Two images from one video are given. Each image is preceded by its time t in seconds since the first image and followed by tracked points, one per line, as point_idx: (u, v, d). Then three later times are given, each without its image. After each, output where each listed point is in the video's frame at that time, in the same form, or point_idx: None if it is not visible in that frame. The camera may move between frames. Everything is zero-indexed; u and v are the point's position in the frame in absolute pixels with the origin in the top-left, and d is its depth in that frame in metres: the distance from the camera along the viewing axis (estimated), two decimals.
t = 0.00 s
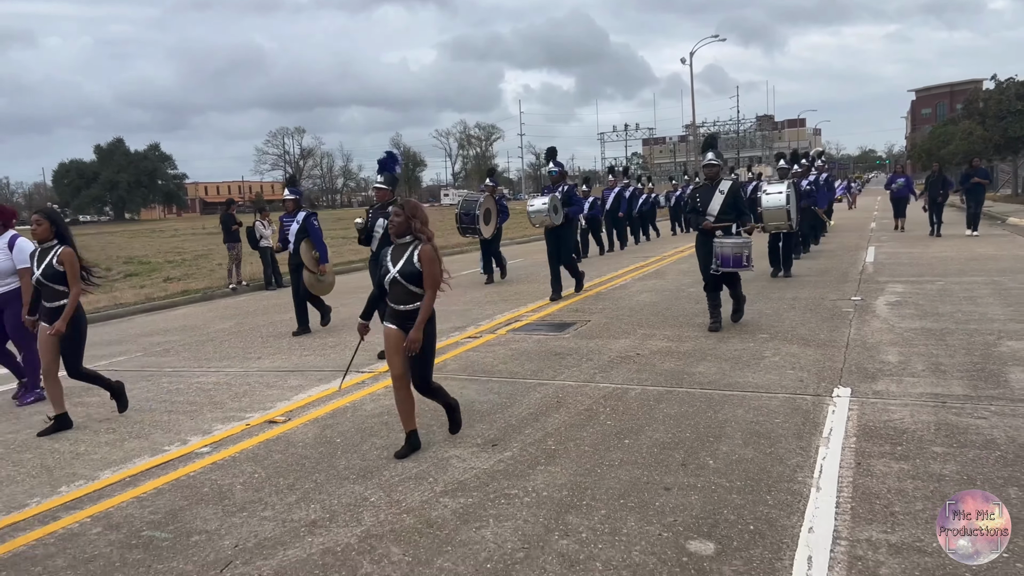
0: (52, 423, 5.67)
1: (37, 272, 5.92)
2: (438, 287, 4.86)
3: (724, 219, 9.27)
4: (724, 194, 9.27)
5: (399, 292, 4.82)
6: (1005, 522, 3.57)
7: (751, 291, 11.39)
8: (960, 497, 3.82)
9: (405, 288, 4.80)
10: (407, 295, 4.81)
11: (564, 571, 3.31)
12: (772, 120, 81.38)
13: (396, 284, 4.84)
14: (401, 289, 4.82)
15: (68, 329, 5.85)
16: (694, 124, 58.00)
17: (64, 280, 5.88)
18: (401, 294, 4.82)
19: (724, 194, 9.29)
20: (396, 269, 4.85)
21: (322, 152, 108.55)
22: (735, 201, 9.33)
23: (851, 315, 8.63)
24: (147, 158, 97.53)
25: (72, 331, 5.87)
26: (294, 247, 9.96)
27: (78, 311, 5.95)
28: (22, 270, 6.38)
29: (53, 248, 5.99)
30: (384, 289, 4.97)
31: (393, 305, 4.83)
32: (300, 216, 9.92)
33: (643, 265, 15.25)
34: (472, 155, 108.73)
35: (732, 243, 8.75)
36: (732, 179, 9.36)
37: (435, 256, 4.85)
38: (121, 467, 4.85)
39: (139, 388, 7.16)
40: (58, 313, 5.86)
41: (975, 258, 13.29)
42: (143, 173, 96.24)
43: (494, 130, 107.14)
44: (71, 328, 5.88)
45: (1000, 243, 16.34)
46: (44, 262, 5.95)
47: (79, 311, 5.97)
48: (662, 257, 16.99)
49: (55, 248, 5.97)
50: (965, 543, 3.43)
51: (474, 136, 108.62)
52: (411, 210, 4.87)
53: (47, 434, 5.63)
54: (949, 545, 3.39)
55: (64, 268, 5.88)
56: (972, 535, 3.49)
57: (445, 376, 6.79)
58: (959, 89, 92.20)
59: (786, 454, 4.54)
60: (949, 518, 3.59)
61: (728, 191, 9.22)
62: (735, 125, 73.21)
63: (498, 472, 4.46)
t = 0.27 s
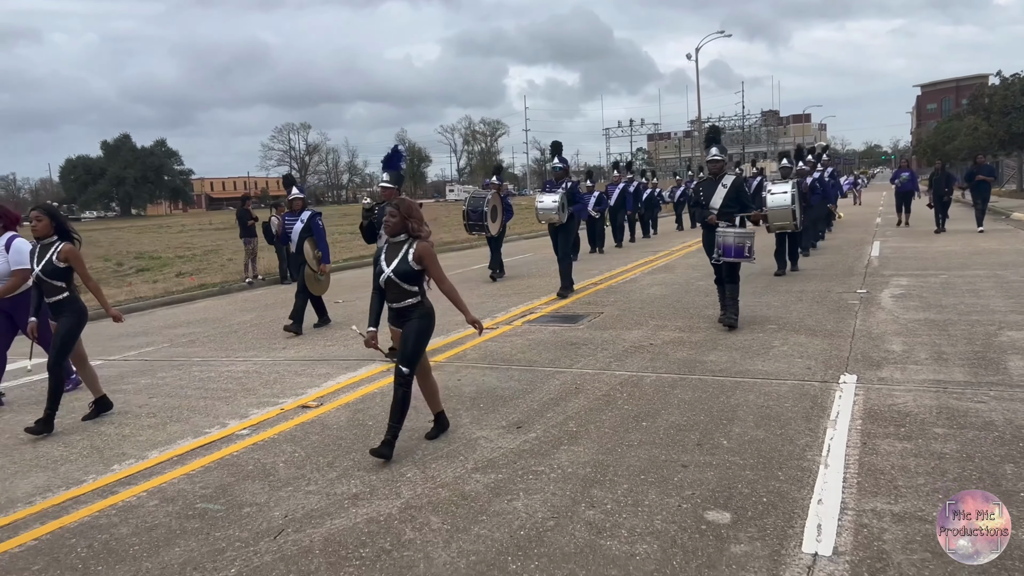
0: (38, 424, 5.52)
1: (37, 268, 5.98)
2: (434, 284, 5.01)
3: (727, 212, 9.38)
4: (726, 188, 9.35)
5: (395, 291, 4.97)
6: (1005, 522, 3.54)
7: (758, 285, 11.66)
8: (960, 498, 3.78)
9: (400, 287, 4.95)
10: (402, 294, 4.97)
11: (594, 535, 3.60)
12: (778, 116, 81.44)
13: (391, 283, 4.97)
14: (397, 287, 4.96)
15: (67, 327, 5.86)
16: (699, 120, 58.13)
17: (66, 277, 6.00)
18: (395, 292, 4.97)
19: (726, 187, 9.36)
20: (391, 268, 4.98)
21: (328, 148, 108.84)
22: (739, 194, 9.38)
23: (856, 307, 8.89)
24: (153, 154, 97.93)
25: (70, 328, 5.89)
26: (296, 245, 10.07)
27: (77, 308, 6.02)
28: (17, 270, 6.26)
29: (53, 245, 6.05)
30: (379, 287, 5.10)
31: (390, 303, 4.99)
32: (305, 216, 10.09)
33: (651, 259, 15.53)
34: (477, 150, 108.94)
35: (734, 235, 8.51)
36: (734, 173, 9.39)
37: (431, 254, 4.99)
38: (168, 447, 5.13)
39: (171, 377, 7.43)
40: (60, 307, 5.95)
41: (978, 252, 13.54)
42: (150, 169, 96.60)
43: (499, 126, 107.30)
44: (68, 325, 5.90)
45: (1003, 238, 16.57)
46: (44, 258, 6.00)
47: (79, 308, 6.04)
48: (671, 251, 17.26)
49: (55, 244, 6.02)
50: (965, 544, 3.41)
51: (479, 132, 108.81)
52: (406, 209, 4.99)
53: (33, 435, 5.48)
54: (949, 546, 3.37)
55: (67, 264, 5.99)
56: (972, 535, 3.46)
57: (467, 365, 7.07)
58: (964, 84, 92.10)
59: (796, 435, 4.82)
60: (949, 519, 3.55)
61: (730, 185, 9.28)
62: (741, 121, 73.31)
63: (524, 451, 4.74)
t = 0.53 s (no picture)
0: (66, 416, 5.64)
1: (45, 263, 5.98)
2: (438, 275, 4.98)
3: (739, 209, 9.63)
4: (740, 184, 9.56)
5: (399, 280, 4.97)
6: (1005, 522, 3.48)
7: (770, 278, 11.91)
8: (959, 497, 3.73)
9: (404, 276, 4.95)
10: (407, 283, 4.96)
11: (627, 502, 3.88)
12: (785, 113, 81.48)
13: (396, 272, 4.97)
14: (401, 277, 4.96)
15: (71, 321, 5.81)
16: (706, 116, 58.29)
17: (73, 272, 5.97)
18: (399, 282, 4.97)
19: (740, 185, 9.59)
20: (395, 257, 4.97)
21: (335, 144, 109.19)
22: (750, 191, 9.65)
23: (868, 299, 9.13)
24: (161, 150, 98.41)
25: (75, 323, 5.83)
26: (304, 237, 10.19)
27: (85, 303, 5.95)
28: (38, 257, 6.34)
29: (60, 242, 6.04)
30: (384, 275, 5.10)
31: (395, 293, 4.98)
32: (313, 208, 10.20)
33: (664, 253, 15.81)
34: (484, 147, 109.17)
35: (744, 238, 8.33)
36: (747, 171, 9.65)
37: (435, 245, 4.97)
38: (218, 424, 5.42)
39: (208, 362, 7.73)
40: (65, 301, 5.91)
41: (987, 247, 13.77)
42: (158, 165, 97.07)
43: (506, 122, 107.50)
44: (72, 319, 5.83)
45: (1012, 233, 16.78)
46: (52, 253, 6.00)
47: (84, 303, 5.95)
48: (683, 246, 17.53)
49: (65, 239, 6.02)
50: (964, 543, 3.35)
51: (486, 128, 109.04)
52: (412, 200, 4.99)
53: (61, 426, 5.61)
54: (948, 545, 3.32)
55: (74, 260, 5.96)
56: (972, 535, 3.41)
57: (494, 352, 7.35)
58: (973, 81, 91.98)
59: (814, 414, 5.08)
60: (949, 518, 3.50)
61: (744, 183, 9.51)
62: (748, 117, 73.39)
63: (556, 429, 5.02)
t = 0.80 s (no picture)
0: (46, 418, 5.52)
1: (57, 264, 5.99)
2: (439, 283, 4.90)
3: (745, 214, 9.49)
4: (747, 187, 9.49)
5: (403, 288, 4.94)
6: (1005, 522, 3.54)
7: (780, 277, 12.24)
8: (960, 498, 3.78)
9: (407, 284, 4.91)
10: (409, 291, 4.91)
11: (655, 480, 4.21)
12: (790, 112, 81.73)
13: (400, 280, 4.95)
14: (404, 285, 4.93)
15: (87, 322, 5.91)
16: (711, 116, 58.54)
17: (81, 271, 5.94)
18: (403, 289, 4.95)
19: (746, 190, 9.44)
20: (400, 265, 4.95)
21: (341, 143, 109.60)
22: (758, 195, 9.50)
23: (875, 297, 9.43)
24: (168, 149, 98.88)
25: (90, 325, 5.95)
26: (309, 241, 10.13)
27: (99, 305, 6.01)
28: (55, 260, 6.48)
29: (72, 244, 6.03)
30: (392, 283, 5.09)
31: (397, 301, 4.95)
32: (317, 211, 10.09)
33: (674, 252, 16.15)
34: (490, 146, 109.51)
35: (751, 248, 8.38)
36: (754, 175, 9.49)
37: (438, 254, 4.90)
38: (265, 411, 5.78)
39: (242, 355, 8.08)
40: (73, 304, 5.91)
41: (990, 247, 14.08)
42: (165, 164, 97.58)
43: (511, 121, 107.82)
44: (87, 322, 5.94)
45: (1015, 233, 17.09)
46: (64, 254, 6.01)
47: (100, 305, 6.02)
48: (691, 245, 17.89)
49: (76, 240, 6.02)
50: (964, 543, 3.41)
51: (491, 127, 109.35)
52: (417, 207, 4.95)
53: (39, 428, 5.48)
54: (949, 545, 3.37)
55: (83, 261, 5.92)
56: (972, 535, 3.46)
57: (517, 346, 7.69)
58: (978, 81, 92.03)
59: (825, 403, 5.41)
60: (949, 519, 3.56)
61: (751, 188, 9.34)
62: (753, 117, 73.58)
63: (584, 416, 5.36)
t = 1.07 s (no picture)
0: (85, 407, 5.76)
1: (63, 255, 5.94)
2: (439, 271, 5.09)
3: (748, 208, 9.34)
4: (747, 182, 9.28)
5: (402, 276, 5.10)
6: (1005, 523, 3.50)
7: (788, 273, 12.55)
8: (959, 498, 3.74)
9: (406, 273, 5.08)
10: (409, 279, 5.09)
11: (675, 452, 4.54)
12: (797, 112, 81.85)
13: (399, 268, 5.10)
14: (403, 273, 5.09)
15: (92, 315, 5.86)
16: (718, 115, 58.74)
17: (90, 263, 5.91)
18: (401, 277, 5.10)
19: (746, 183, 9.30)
20: (399, 254, 5.09)
21: (348, 141, 110.07)
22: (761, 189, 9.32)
23: (881, 291, 9.72)
24: (177, 146, 99.48)
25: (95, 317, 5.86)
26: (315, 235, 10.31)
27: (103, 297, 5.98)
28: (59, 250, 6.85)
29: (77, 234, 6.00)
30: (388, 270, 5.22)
31: (396, 289, 5.13)
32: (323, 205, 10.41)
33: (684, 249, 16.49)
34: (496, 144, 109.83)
35: (754, 231, 8.43)
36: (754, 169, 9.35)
37: (437, 243, 5.07)
38: (304, 391, 6.14)
39: (273, 343, 8.44)
40: (81, 297, 5.89)
41: (996, 245, 14.35)
42: (173, 161, 98.06)
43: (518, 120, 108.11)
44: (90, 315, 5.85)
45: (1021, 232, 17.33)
46: (70, 245, 5.96)
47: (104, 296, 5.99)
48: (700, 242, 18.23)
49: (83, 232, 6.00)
50: (964, 543, 3.37)
51: (498, 126, 109.64)
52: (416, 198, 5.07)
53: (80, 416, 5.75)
54: (948, 546, 3.32)
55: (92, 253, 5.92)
56: (972, 535, 3.43)
57: (537, 335, 8.03)
58: (986, 81, 91.97)
59: (833, 387, 5.73)
60: (948, 518, 3.51)
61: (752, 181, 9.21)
62: (760, 117, 73.74)
63: (605, 397, 5.69)
